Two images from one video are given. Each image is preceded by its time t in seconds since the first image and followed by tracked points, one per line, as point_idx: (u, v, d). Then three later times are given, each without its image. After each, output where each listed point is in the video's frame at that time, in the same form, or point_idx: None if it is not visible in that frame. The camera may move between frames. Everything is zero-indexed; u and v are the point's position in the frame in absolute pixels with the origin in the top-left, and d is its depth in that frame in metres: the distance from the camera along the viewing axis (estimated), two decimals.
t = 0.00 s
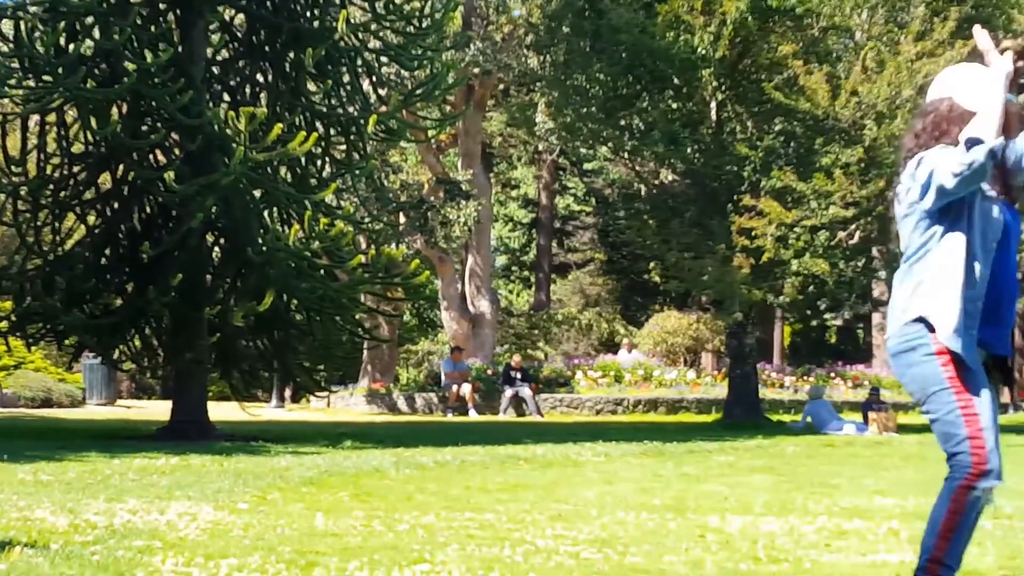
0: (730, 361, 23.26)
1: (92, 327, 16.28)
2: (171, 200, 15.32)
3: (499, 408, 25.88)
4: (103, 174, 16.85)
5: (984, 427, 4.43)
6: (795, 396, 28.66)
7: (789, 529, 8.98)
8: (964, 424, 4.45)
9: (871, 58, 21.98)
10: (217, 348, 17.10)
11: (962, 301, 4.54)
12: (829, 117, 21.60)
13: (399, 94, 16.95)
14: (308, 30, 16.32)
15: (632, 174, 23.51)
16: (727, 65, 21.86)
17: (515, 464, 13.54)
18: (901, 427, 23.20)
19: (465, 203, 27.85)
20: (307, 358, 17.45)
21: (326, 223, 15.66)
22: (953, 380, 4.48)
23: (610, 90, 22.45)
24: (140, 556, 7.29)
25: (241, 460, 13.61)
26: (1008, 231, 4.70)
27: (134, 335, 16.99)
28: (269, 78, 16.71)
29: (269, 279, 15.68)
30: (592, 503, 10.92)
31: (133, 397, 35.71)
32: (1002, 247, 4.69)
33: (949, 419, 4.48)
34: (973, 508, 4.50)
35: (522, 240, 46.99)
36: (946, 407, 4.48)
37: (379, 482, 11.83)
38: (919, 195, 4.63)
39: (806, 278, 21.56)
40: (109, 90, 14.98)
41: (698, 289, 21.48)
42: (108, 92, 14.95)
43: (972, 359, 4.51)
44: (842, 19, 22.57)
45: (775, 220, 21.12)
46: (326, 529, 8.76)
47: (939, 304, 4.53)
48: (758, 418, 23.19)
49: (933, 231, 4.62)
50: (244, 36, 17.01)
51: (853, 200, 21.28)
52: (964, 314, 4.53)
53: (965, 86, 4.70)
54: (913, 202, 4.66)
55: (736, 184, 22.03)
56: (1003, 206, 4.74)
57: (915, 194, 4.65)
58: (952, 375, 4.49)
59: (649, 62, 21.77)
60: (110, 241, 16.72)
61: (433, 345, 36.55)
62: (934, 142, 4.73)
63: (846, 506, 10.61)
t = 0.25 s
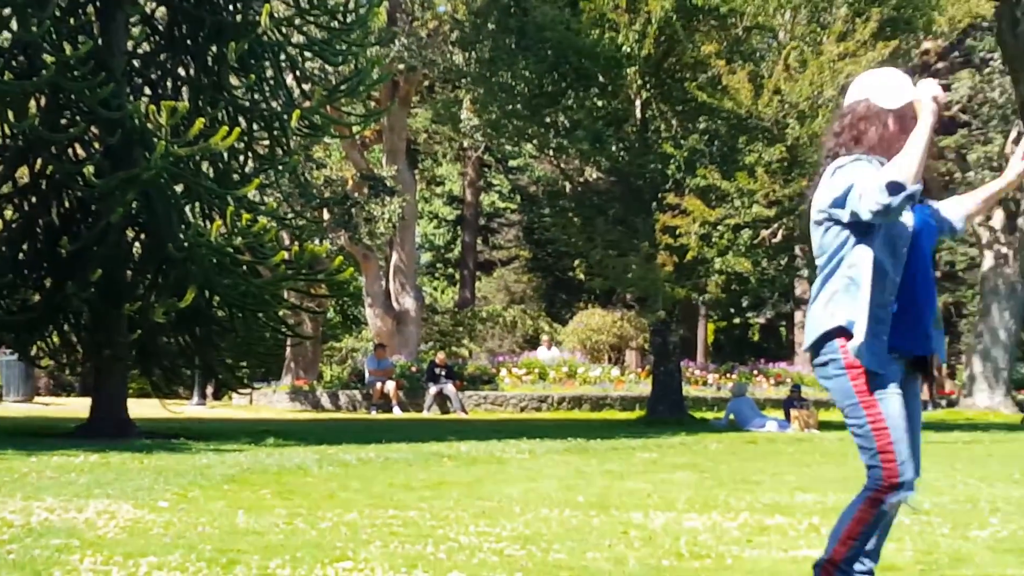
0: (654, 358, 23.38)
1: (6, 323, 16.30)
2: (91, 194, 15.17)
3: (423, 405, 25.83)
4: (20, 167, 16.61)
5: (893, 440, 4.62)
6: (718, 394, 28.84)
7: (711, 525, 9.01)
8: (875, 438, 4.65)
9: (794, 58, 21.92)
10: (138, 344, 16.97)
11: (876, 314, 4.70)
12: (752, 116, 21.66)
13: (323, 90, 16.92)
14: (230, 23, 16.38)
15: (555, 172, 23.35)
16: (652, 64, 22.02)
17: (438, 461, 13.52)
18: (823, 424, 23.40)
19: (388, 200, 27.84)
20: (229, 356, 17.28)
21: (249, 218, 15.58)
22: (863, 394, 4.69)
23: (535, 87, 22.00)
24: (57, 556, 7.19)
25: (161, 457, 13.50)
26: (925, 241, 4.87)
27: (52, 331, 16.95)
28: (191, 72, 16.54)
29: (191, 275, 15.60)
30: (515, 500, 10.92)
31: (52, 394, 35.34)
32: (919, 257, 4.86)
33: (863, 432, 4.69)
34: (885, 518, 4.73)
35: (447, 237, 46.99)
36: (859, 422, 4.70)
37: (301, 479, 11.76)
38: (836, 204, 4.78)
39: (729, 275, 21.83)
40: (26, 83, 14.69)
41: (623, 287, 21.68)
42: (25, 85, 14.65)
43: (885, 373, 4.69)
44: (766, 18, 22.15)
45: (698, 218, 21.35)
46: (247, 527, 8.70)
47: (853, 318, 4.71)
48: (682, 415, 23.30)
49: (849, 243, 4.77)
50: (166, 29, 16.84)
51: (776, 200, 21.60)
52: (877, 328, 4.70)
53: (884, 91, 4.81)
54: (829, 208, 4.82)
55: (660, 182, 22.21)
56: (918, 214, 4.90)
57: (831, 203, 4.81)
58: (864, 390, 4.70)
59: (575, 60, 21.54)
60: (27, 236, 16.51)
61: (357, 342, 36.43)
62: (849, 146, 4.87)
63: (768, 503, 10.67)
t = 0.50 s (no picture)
0: (572, 355, 23.46)
1: None
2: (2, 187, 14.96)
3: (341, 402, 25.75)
4: None
5: (782, 429, 4.71)
6: (636, 390, 28.97)
7: (628, 521, 9.03)
8: (766, 424, 4.73)
9: (711, 56, 22.14)
10: (50, 340, 16.86)
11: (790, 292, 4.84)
12: (669, 114, 21.73)
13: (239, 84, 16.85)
14: (146, 16, 16.26)
15: (474, 167, 23.42)
16: (569, 61, 21.88)
17: (356, 458, 13.46)
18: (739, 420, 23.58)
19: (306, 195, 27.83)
20: (144, 351, 17.18)
21: (164, 213, 15.43)
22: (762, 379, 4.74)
23: (453, 83, 21.95)
24: None
25: (74, 455, 13.34)
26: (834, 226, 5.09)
27: None
28: (104, 65, 16.38)
29: (104, 270, 15.48)
30: (433, 497, 10.90)
31: None
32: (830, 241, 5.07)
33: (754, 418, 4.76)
34: (769, 505, 4.84)
35: (365, 232, 46.85)
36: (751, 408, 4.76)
37: (217, 476, 11.67)
38: (756, 183, 4.92)
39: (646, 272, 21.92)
40: None
41: (540, 283, 21.71)
42: None
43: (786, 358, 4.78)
44: (683, 17, 22.07)
45: (617, 215, 21.34)
46: (161, 525, 8.62)
47: (770, 297, 4.82)
48: (599, 411, 23.37)
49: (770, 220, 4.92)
50: (78, 22, 16.67)
51: (694, 196, 21.93)
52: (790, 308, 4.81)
53: (800, 76, 5.05)
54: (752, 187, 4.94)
55: (578, 179, 22.28)
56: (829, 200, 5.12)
57: (751, 184, 4.93)
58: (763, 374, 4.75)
59: (493, 55, 21.47)
60: None
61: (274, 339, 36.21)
62: (771, 130, 5.04)
63: (684, 498, 10.72)
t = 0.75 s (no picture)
0: (494, 353, 23.50)
1: None
2: None
3: (262, 400, 25.64)
4: None
5: (695, 425, 4.66)
6: (558, 388, 29.07)
7: (550, 518, 9.06)
8: (679, 418, 4.68)
9: (633, 56, 22.25)
10: None
11: (701, 301, 4.75)
12: (591, 112, 21.83)
13: (159, 81, 16.68)
14: (66, 12, 16.06)
15: (397, 166, 23.43)
16: (491, 59, 21.89)
17: (278, 457, 13.40)
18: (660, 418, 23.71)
19: (226, 192, 27.57)
20: (62, 349, 17.01)
21: (82, 209, 15.37)
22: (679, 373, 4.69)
23: (376, 80, 21.88)
24: None
25: None
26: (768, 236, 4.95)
27: None
28: (22, 61, 16.17)
29: (21, 269, 15.31)
30: (354, 495, 10.87)
31: None
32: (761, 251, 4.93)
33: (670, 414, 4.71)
34: (680, 502, 4.75)
35: (286, 230, 46.67)
36: (668, 401, 4.71)
37: (137, 476, 11.57)
38: (681, 194, 4.85)
39: (568, 270, 21.95)
40: None
41: (462, 281, 21.71)
42: None
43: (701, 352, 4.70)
44: (605, 16, 22.16)
45: (538, 214, 21.42)
46: (79, 524, 8.54)
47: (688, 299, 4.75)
48: (521, 409, 23.42)
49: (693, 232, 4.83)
50: None
51: (615, 195, 21.99)
52: (711, 312, 4.76)
53: (730, 81, 5.01)
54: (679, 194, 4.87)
55: (501, 177, 22.38)
56: (766, 211, 4.98)
57: (679, 192, 4.87)
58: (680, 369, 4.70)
59: (415, 54, 21.44)
60: None
61: (194, 337, 35.99)
62: (704, 136, 4.99)
63: (607, 497, 10.76)
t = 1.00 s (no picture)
0: (437, 358, 23.50)
1: None
2: None
3: (203, 404, 25.52)
4: None
5: (649, 421, 4.74)
6: (501, 392, 29.08)
7: (491, 523, 9.06)
8: (636, 416, 4.78)
9: (575, 61, 22.31)
10: None
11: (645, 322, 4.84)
12: (534, 117, 21.89)
13: (99, 83, 16.58)
14: (5, 15, 16.12)
15: (338, 169, 23.38)
16: (433, 63, 22.09)
17: (218, 462, 13.33)
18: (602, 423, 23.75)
19: (167, 196, 27.45)
20: None
21: (20, 212, 15.24)
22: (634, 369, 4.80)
23: (318, 84, 21.77)
24: None
25: None
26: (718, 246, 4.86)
27: None
28: None
29: None
30: (296, 500, 10.83)
31: None
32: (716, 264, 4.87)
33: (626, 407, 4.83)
34: (637, 497, 4.82)
35: (228, 234, 46.48)
36: (625, 393, 4.82)
37: (76, 480, 11.49)
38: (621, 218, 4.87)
39: (511, 275, 22.05)
40: None
41: (404, 286, 21.67)
42: None
43: (653, 355, 4.78)
44: (547, 20, 22.24)
45: (480, 218, 21.49)
46: (18, 529, 8.47)
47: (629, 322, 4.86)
48: (464, 414, 23.40)
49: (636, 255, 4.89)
50: None
51: (558, 199, 21.90)
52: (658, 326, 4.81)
53: (677, 92, 4.94)
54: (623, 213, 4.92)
55: (444, 181, 22.32)
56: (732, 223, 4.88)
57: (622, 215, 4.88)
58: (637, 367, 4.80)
59: (357, 57, 21.38)
60: None
61: (134, 341, 35.77)
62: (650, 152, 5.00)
63: (549, 501, 10.77)
